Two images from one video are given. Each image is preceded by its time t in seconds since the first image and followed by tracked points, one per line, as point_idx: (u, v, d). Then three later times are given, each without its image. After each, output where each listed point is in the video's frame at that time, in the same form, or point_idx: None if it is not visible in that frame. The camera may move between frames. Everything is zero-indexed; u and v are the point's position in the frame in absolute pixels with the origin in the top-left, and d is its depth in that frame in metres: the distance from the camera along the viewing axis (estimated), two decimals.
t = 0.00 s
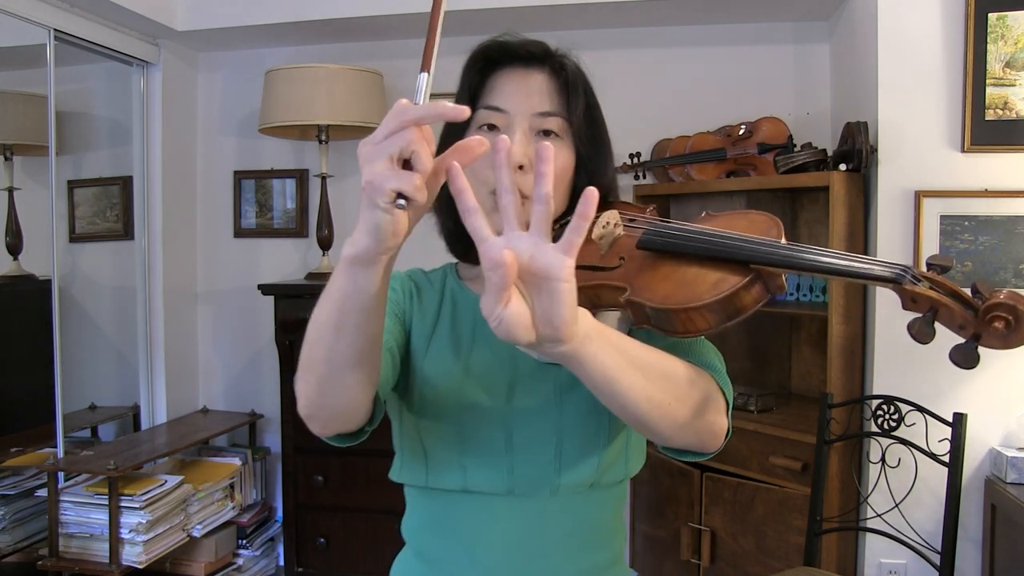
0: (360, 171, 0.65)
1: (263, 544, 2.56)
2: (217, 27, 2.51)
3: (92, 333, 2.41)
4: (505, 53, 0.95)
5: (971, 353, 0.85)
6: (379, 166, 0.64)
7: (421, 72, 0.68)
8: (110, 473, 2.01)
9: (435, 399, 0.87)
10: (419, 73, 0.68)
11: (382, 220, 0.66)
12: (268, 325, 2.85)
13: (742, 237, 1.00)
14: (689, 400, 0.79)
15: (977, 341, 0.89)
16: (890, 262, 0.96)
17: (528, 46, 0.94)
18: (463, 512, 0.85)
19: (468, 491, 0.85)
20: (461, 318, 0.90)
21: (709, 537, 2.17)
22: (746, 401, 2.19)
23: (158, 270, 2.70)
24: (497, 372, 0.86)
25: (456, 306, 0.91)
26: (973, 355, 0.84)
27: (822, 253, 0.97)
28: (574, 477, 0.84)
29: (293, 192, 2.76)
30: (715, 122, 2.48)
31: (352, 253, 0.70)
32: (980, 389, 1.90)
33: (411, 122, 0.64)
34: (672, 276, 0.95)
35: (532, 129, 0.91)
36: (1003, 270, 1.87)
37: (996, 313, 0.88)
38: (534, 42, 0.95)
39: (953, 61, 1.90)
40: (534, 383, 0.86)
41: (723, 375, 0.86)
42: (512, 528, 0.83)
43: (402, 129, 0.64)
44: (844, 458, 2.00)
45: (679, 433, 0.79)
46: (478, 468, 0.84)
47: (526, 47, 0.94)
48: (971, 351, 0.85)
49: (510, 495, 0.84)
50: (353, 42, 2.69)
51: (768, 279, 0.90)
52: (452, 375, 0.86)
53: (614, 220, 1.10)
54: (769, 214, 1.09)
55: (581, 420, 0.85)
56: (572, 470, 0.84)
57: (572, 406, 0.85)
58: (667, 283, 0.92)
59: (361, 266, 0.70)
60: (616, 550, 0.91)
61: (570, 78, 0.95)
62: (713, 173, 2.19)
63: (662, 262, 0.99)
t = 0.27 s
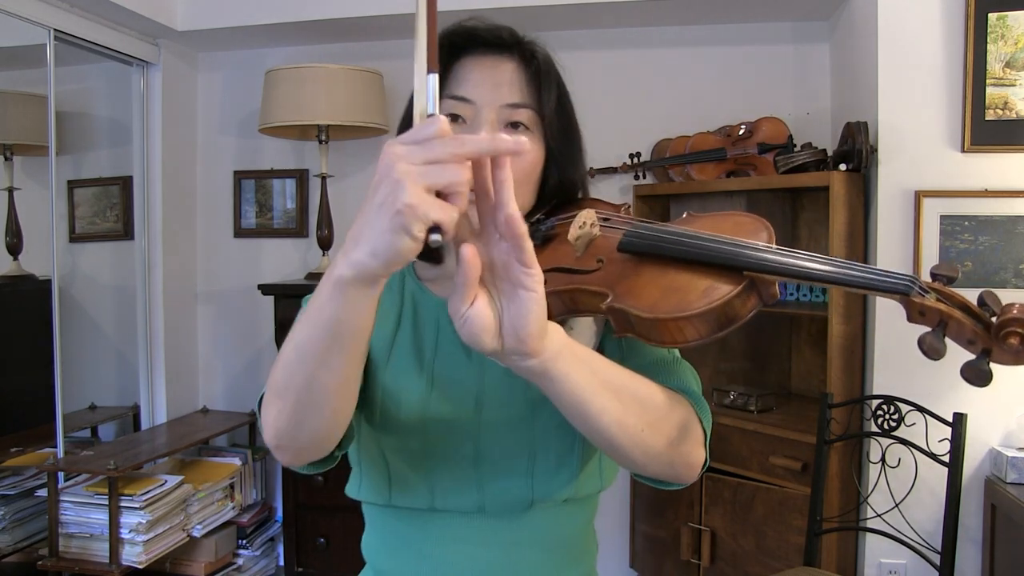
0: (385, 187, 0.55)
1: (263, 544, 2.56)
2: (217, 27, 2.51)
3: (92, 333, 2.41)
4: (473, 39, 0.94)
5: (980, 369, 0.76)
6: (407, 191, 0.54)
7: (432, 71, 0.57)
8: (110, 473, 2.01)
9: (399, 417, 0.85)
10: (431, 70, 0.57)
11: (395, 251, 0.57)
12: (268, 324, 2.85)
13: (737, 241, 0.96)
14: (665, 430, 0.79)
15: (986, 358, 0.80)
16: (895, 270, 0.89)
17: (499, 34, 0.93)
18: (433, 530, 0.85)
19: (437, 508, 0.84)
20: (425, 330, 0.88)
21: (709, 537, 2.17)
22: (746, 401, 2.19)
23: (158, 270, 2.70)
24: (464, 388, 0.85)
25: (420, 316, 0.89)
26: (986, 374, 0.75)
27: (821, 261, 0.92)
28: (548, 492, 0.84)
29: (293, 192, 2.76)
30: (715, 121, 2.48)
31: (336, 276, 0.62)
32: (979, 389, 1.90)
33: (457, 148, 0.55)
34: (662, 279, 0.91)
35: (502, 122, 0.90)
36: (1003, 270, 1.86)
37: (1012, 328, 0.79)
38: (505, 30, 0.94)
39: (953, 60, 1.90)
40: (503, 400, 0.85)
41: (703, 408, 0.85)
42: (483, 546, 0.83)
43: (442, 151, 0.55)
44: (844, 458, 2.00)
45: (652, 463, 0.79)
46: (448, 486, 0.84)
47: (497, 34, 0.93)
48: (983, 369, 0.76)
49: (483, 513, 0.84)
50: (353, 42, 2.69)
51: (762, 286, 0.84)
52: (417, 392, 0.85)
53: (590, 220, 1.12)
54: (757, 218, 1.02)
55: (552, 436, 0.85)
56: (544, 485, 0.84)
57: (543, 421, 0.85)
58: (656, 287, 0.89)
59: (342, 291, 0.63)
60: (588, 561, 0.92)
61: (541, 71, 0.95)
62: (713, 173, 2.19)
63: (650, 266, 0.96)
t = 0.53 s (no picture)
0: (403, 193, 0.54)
1: (263, 544, 2.56)
2: (217, 27, 2.51)
3: (92, 333, 2.41)
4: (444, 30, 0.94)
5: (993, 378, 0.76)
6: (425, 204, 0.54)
7: (455, 76, 0.54)
8: (110, 473, 2.01)
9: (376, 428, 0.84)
10: (452, 75, 0.55)
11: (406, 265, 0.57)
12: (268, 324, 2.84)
13: (725, 241, 0.95)
14: (666, 444, 0.79)
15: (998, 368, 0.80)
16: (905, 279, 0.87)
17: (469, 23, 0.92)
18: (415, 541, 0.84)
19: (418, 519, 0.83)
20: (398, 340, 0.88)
21: (709, 537, 2.17)
22: (746, 401, 2.19)
23: (158, 269, 2.70)
24: (442, 397, 0.85)
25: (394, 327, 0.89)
26: (1001, 386, 0.74)
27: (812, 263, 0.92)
28: (530, 503, 0.84)
29: (293, 192, 2.76)
30: (715, 121, 2.48)
31: (340, 290, 0.61)
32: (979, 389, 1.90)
33: (481, 168, 0.55)
34: (653, 283, 0.89)
35: (475, 117, 0.89)
36: (1003, 271, 1.86)
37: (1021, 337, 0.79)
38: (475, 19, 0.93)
39: (953, 60, 1.90)
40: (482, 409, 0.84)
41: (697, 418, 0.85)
42: (466, 554, 0.83)
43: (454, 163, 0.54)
44: (844, 458, 2.00)
45: (651, 478, 0.79)
46: (428, 497, 0.83)
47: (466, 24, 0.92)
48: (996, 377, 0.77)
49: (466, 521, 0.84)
50: (353, 42, 2.69)
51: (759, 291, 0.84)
52: (393, 402, 0.84)
53: (571, 220, 1.07)
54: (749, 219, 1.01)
55: (533, 444, 0.85)
56: (527, 495, 0.84)
57: (523, 429, 0.85)
58: (649, 293, 0.86)
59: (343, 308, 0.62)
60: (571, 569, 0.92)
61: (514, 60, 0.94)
62: (713, 173, 2.19)
63: (639, 270, 0.92)
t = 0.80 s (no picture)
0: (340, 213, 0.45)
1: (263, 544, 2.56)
2: (217, 27, 2.51)
3: (92, 333, 2.41)
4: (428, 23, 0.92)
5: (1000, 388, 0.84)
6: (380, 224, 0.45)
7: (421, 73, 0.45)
8: (110, 473, 2.01)
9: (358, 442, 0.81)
10: (418, 69, 0.45)
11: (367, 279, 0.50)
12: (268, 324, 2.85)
13: (722, 243, 0.95)
14: (674, 451, 0.79)
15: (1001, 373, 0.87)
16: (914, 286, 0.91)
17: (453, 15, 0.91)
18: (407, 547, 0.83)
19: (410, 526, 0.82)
20: (381, 347, 0.87)
21: (709, 537, 2.17)
22: (747, 401, 2.19)
23: (158, 269, 2.70)
24: (429, 404, 0.83)
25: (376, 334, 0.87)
26: (1008, 396, 0.83)
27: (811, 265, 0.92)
28: (522, 509, 0.84)
29: (293, 192, 2.76)
30: (714, 121, 2.48)
31: (330, 311, 0.58)
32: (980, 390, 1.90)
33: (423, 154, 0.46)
34: (652, 287, 0.87)
35: (460, 112, 0.87)
36: (1003, 271, 1.86)
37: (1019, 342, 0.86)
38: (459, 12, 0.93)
39: (953, 60, 1.90)
40: (471, 415, 0.83)
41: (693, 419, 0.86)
42: (458, 564, 0.83)
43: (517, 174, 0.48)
44: (844, 458, 2.00)
45: (661, 486, 0.79)
46: (419, 504, 0.82)
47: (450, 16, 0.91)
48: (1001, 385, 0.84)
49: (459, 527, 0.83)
50: (353, 42, 2.69)
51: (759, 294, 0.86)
52: (379, 410, 0.81)
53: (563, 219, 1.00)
54: (744, 220, 1.01)
55: (525, 449, 0.83)
56: (519, 502, 0.84)
57: (514, 435, 0.83)
58: (648, 297, 0.85)
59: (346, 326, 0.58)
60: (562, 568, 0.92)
61: (501, 54, 0.94)
62: (713, 173, 2.19)
63: (636, 273, 0.91)
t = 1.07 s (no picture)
0: (273, 328, 0.55)
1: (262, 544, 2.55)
2: (217, 27, 2.51)
3: (92, 332, 2.41)
4: (427, 20, 0.91)
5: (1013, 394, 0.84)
6: (311, 326, 0.54)
7: (318, 178, 0.52)
8: (110, 473, 2.01)
9: (353, 446, 0.80)
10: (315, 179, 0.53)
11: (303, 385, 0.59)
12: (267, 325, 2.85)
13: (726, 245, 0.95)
14: (709, 441, 0.79)
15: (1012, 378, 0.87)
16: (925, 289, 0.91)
17: (451, 12, 0.91)
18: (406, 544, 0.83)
19: (408, 525, 0.82)
20: (376, 352, 0.86)
21: (709, 537, 2.17)
22: (746, 401, 2.19)
23: (158, 269, 2.70)
24: (426, 403, 0.83)
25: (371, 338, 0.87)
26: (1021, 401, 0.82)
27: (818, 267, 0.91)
28: (523, 511, 0.84)
29: (293, 192, 2.76)
30: (714, 121, 2.48)
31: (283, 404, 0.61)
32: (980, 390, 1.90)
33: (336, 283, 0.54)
34: (658, 290, 0.87)
35: (460, 110, 0.88)
36: (1003, 271, 1.86)
37: None
38: (457, 6, 0.91)
39: (953, 60, 1.90)
40: (469, 413, 0.83)
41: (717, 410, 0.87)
42: (460, 568, 0.83)
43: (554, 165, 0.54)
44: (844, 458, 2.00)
45: (695, 476, 0.79)
46: (417, 502, 0.81)
47: (449, 12, 0.91)
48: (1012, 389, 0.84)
49: (457, 525, 0.82)
50: (353, 42, 2.69)
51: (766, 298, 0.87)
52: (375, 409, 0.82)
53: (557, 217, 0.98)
54: (747, 221, 1.02)
55: (523, 449, 0.83)
56: (519, 504, 0.84)
57: (513, 434, 0.83)
58: (654, 302, 0.85)
59: (295, 417, 0.62)
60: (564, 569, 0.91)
61: (502, 50, 0.93)
62: (713, 173, 2.19)
63: (641, 275, 0.90)
